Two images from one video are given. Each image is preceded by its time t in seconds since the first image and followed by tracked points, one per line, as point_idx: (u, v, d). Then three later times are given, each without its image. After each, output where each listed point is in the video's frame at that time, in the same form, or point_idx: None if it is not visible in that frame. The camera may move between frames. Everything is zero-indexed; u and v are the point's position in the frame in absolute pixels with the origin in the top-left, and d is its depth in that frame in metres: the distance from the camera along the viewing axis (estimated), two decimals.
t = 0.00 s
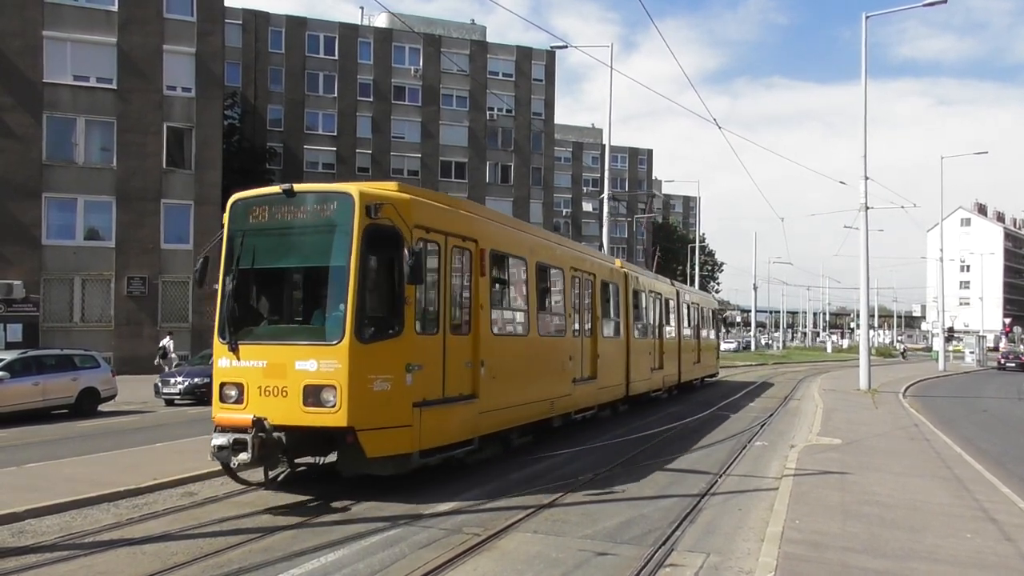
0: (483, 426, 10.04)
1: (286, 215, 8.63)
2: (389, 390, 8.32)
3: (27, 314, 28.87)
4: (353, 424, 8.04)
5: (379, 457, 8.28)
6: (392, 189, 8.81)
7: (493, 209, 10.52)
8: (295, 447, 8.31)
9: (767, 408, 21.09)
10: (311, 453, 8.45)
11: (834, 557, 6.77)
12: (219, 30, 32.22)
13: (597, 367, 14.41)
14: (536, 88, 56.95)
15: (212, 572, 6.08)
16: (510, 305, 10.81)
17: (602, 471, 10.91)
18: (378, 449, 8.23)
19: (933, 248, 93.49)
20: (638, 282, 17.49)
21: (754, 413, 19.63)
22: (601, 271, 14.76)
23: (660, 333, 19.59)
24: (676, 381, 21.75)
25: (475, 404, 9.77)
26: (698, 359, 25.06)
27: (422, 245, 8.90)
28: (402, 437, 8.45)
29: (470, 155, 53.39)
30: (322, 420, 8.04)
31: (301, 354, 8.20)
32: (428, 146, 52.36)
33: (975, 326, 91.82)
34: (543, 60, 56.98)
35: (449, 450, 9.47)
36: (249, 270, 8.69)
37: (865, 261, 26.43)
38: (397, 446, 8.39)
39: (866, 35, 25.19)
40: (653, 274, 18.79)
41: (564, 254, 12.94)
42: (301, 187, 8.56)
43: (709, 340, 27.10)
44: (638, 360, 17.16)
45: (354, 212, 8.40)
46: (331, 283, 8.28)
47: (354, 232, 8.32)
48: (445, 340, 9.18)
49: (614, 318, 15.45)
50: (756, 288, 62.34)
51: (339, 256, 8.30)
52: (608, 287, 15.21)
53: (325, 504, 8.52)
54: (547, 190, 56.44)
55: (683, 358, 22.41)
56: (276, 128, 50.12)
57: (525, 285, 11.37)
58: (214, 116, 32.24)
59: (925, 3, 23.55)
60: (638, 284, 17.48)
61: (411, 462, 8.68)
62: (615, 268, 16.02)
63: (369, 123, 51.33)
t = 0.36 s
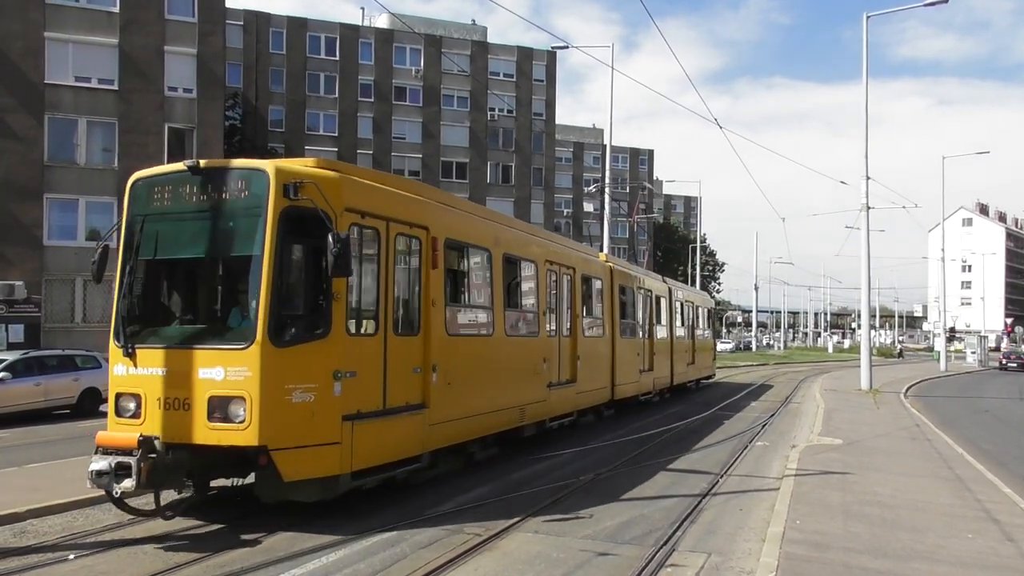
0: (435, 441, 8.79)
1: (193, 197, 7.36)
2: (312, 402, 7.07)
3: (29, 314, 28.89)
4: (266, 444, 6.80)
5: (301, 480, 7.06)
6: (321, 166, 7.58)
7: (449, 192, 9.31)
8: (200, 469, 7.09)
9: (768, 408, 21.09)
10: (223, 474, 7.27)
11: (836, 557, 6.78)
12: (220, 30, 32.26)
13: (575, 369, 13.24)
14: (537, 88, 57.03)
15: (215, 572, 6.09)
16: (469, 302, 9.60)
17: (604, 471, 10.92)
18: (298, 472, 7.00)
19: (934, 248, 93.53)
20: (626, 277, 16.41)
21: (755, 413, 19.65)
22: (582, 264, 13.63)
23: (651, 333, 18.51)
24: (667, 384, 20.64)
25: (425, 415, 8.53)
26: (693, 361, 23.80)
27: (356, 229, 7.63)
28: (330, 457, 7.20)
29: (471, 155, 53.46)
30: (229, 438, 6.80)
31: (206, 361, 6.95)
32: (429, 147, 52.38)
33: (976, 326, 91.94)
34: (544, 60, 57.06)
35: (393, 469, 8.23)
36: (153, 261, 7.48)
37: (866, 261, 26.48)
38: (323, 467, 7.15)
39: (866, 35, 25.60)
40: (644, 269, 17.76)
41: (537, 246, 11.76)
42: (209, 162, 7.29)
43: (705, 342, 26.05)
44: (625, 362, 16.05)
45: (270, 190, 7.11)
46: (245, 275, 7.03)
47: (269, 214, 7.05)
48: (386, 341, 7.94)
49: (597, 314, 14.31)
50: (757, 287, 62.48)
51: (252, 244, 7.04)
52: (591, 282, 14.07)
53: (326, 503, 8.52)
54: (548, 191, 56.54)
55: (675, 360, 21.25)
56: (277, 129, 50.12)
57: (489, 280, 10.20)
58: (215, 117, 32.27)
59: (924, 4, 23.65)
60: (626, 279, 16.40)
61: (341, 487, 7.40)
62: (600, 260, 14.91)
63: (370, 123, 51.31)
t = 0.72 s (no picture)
0: (373, 459, 7.59)
1: (59, 170, 6.14)
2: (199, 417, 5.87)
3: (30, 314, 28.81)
4: (138, 469, 5.57)
5: (187, 512, 5.84)
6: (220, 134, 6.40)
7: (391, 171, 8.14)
8: (66, 499, 5.95)
9: (768, 408, 21.07)
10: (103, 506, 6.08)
11: (837, 557, 6.77)
12: (220, 30, 32.25)
13: (547, 373, 12.09)
14: (538, 88, 57.08)
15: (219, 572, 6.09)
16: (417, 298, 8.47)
17: (605, 471, 10.93)
18: (184, 503, 5.80)
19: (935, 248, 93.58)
20: (609, 273, 15.39)
21: (756, 413, 19.66)
22: (557, 257, 12.52)
23: (637, 333, 17.49)
24: (656, 386, 19.65)
25: (359, 429, 7.34)
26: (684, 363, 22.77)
27: (262, 210, 6.42)
28: (227, 482, 6.00)
29: (472, 155, 53.56)
30: (93, 463, 5.57)
31: (68, 369, 5.72)
32: (430, 147, 52.47)
33: (977, 326, 92.00)
34: (545, 60, 57.08)
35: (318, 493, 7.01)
36: (19, 249, 6.24)
37: (868, 260, 26.48)
38: (216, 496, 5.94)
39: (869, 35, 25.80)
40: (629, 264, 16.84)
41: (501, 236, 10.63)
42: (78, 129, 6.07)
43: (699, 340, 25.22)
44: (607, 365, 14.99)
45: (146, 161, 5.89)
46: (117, 265, 5.81)
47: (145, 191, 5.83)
48: (308, 343, 6.76)
49: (574, 313, 13.23)
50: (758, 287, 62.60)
51: (125, 225, 5.82)
52: (566, 276, 12.99)
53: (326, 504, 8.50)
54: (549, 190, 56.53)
55: (665, 360, 20.29)
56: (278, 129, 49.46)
57: (444, 272, 9.09)
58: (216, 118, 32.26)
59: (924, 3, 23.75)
60: (608, 274, 15.39)
61: (242, 518, 6.18)
62: (581, 253, 13.87)
63: (371, 124, 51.22)
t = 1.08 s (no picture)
0: (284, 484, 6.26)
1: None
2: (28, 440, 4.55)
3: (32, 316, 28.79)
4: None
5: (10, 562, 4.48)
6: (65, 85, 5.05)
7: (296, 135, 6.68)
8: None
9: (771, 408, 21.02)
10: None
11: (839, 558, 6.76)
12: (221, 32, 32.02)
13: (516, 377, 10.77)
14: (539, 89, 57.06)
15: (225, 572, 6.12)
16: (344, 292, 7.16)
17: (608, 471, 10.94)
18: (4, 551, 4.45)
19: (938, 248, 93.41)
20: (592, 268, 14.12)
21: (758, 413, 19.64)
22: (528, 248, 11.23)
23: (629, 333, 16.18)
24: (651, 390, 18.35)
25: (263, 449, 6.01)
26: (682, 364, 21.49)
27: (123, 179, 5.12)
28: (69, 524, 4.64)
29: (473, 156, 53.64)
30: None
31: None
32: (432, 147, 52.57)
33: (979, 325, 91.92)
34: (546, 60, 57.05)
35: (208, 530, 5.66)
36: None
37: (871, 260, 26.44)
38: (53, 541, 4.59)
39: (871, 34, 26.48)
40: (618, 258, 15.61)
41: (458, 222, 9.31)
42: None
43: (699, 339, 24.13)
44: (590, 367, 13.68)
45: None
46: None
47: None
48: (190, 346, 5.45)
49: (548, 311, 11.92)
50: (761, 287, 62.56)
51: None
52: (540, 270, 11.70)
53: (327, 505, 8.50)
54: (551, 191, 56.53)
55: (662, 362, 19.02)
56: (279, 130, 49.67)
57: (386, 261, 7.79)
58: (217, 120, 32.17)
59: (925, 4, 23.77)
60: (591, 269, 14.12)
61: (92, 568, 4.79)
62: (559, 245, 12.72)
63: (372, 124, 51.25)
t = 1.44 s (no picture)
0: (149, 525, 4.91)
1: None
2: None
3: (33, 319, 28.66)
4: None
5: None
6: None
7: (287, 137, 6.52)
8: None
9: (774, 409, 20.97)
10: None
11: (842, 558, 6.77)
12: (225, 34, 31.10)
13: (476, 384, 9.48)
14: (541, 90, 57.02)
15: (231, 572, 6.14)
16: (245, 282, 5.83)
17: (612, 471, 10.99)
18: None
19: (941, 248, 93.29)
20: (570, 262, 12.98)
21: (760, 413, 19.67)
22: (491, 239, 10.02)
23: (610, 332, 15.00)
24: (637, 394, 17.21)
25: (118, 481, 4.68)
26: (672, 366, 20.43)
27: None
28: None
29: (475, 157, 53.75)
30: None
31: None
32: (434, 148, 52.59)
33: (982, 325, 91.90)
34: (547, 61, 57.05)
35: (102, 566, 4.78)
36: None
37: (873, 261, 26.46)
38: None
39: (871, 34, 26.48)
40: (602, 252, 14.56)
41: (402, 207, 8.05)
42: None
43: (692, 340, 23.21)
44: (565, 372, 12.45)
45: None
46: None
47: None
48: (6, 355, 4.08)
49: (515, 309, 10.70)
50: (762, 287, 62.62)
51: None
52: (506, 264, 10.48)
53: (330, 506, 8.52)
54: (553, 191, 56.52)
55: (651, 364, 17.94)
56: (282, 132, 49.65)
57: (302, 248, 6.49)
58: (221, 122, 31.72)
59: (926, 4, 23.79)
60: (569, 263, 12.97)
61: None
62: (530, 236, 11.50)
63: (374, 125, 51.34)
